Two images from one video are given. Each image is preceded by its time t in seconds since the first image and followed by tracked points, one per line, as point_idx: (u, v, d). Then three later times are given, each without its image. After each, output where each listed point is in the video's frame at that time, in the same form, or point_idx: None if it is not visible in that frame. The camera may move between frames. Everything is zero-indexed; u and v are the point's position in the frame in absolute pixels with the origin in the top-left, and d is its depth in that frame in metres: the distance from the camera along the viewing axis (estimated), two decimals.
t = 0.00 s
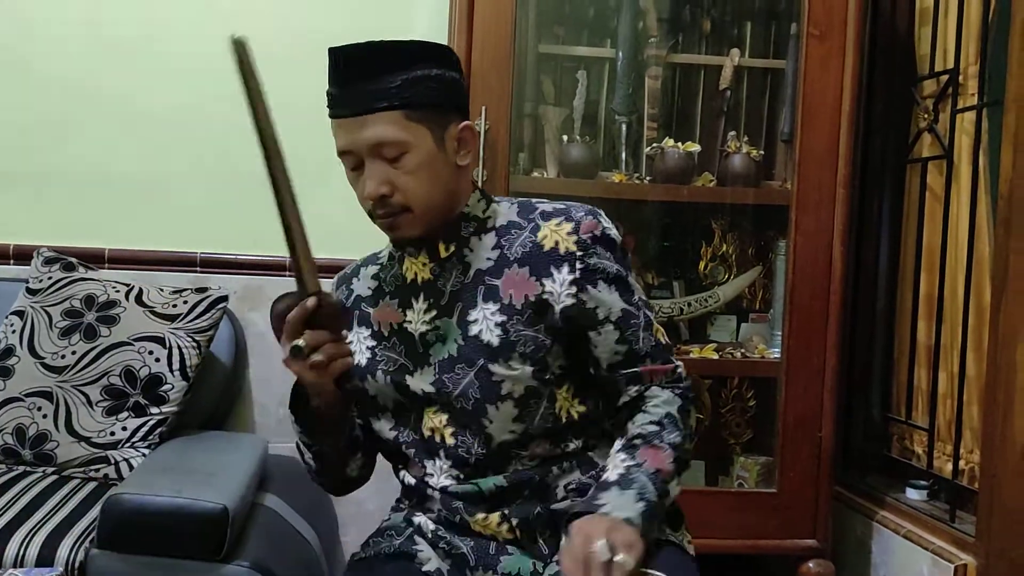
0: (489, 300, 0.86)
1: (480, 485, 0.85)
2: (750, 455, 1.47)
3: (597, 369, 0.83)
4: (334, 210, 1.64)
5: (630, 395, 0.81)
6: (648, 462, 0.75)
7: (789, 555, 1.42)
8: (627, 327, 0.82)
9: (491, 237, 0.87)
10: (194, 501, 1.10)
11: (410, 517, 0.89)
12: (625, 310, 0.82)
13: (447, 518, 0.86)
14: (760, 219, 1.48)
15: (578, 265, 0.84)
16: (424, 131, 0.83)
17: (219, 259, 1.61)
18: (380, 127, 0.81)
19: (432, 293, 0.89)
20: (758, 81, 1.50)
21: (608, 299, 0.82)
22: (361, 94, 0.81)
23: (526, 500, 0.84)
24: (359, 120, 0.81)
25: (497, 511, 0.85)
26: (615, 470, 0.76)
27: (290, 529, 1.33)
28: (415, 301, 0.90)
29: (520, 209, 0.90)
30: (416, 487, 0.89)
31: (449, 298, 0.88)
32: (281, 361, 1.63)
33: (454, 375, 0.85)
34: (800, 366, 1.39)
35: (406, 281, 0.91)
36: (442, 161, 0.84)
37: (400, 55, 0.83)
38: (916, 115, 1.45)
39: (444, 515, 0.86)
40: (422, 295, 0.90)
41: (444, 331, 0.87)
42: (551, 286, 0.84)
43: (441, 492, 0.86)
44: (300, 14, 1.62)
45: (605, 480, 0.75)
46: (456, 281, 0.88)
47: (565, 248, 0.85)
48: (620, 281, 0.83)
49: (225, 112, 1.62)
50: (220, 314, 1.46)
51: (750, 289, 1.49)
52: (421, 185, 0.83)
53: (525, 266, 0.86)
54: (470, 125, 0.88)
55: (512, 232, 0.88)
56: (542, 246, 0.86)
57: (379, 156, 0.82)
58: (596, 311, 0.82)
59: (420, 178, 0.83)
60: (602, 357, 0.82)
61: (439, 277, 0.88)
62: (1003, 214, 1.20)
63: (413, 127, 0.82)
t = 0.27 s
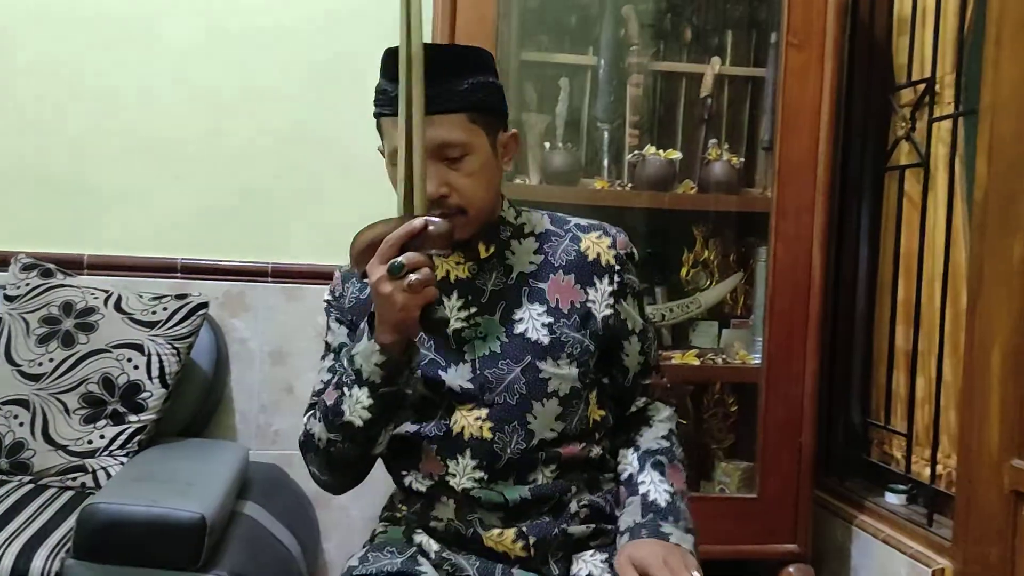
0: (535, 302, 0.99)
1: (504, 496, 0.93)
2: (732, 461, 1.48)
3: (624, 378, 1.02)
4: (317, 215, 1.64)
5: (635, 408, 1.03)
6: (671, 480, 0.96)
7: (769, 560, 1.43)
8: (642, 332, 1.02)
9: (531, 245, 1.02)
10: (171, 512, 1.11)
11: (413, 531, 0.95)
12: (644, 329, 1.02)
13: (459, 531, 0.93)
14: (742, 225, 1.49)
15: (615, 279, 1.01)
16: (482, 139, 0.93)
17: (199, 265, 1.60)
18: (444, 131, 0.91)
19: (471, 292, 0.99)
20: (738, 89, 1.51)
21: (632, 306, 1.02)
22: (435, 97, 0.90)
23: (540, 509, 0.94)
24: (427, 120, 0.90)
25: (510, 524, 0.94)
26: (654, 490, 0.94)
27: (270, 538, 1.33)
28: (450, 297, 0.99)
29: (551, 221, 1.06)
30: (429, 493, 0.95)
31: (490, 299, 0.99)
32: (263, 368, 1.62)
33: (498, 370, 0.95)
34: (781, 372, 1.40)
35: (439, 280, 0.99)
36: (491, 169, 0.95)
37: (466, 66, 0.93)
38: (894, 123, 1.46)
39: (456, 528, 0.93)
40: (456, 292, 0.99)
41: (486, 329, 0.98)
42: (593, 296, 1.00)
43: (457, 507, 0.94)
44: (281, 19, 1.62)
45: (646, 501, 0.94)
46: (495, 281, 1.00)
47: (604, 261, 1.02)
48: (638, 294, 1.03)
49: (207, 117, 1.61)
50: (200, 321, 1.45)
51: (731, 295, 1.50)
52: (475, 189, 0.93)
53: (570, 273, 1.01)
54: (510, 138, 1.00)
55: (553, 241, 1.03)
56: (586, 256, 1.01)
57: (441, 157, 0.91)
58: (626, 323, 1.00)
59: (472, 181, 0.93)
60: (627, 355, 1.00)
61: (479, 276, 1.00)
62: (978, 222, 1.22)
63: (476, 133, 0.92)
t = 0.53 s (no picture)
0: (577, 313, 0.99)
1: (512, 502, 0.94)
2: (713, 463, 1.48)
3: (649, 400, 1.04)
4: (298, 219, 1.64)
5: (658, 433, 1.05)
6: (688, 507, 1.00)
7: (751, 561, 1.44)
8: (673, 356, 1.04)
9: (578, 257, 1.02)
10: (149, 518, 1.10)
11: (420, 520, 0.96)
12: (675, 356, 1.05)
13: (461, 533, 0.94)
14: (724, 229, 1.50)
15: (654, 301, 1.03)
16: (556, 146, 0.93)
17: (179, 269, 1.59)
18: (520, 132, 0.91)
19: (512, 295, 0.98)
20: (718, 94, 1.52)
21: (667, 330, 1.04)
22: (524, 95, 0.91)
23: (548, 518, 0.95)
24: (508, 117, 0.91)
25: (514, 531, 0.95)
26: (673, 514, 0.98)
27: (250, 544, 1.33)
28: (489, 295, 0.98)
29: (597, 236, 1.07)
30: (438, 490, 0.97)
31: (531, 303, 0.99)
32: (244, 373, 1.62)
33: (533, 375, 0.95)
34: (760, 374, 1.41)
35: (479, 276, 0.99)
36: (559, 179, 0.95)
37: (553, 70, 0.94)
38: (873, 127, 1.48)
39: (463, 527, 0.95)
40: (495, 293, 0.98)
41: (524, 332, 0.98)
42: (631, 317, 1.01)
43: (463, 510, 0.96)
44: (263, 22, 1.61)
45: (667, 523, 0.97)
46: (539, 286, 0.99)
47: (645, 282, 1.03)
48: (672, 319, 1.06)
49: (187, 120, 1.60)
50: (180, 326, 1.44)
51: (713, 299, 1.50)
52: (539, 194, 0.93)
53: (613, 291, 1.02)
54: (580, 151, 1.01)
55: (599, 256, 1.03)
56: (629, 276, 1.03)
57: (514, 158, 0.91)
58: (660, 346, 1.03)
59: (539, 186, 0.93)
60: (655, 378, 1.03)
61: (523, 279, 0.99)
62: (954, 225, 1.24)
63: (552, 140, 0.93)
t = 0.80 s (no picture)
0: (603, 319, 0.98)
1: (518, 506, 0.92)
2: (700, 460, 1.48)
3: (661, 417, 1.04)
4: (284, 219, 1.63)
5: (665, 449, 1.04)
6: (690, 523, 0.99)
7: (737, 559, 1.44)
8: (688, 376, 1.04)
9: (606, 265, 1.01)
10: (134, 519, 1.10)
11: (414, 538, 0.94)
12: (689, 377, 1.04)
13: (461, 542, 0.94)
14: (710, 228, 1.50)
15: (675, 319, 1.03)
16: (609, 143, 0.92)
17: (164, 269, 1.58)
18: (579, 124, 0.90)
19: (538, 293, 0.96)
20: (703, 94, 1.53)
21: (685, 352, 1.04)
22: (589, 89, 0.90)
23: (553, 525, 0.94)
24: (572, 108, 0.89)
25: (515, 539, 0.94)
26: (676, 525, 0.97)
27: (236, 545, 1.32)
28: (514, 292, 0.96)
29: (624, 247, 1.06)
30: (441, 494, 0.94)
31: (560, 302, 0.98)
32: (229, 372, 1.61)
33: (556, 376, 0.94)
34: (746, 372, 1.41)
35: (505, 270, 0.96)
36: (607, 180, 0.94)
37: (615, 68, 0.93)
38: (857, 126, 1.49)
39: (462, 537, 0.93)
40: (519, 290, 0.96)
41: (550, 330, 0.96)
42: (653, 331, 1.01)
43: (464, 518, 0.94)
44: (249, 21, 1.61)
45: (668, 531, 0.97)
46: (568, 287, 0.99)
47: (669, 298, 1.02)
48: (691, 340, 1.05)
49: (172, 120, 1.60)
50: (165, 325, 1.44)
51: (699, 298, 1.49)
52: (587, 189, 0.91)
53: (638, 302, 1.01)
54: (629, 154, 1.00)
55: (626, 266, 1.02)
56: (653, 291, 1.02)
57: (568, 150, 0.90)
58: (677, 363, 1.02)
59: (589, 182, 0.91)
60: (669, 399, 1.03)
61: (552, 277, 0.99)
62: (938, 223, 1.24)
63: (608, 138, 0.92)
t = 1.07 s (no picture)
0: (603, 303, 1.02)
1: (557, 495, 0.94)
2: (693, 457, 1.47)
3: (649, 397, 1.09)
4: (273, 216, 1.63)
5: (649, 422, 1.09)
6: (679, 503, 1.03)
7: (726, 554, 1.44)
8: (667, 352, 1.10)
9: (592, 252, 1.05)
10: (122, 517, 1.09)
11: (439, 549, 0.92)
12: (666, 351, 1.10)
13: (502, 544, 0.93)
14: (699, 224, 1.50)
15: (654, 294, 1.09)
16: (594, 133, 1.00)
17: (152, 267, 1.58)
18: (570, 116, 0.97)
19: (544, 280, 0.99)
20: (691, 90, 1.53)
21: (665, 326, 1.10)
22: (576, 79, 0.97)
23: (583, 515, 0.97)
24: (561, 100, 0.96)
25: (550, 537, 0.95)
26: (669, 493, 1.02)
27: (226, 542, 1.32)
28: (521, 281, 0.98)
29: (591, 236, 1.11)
30: (475, 497, 0.93)
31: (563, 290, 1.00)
32: (218, 370, 1.61)
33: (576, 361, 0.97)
34: (735, 368, 1.42)
35: (509, 261, 0.99)
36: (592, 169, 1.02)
37: (595, 58, 1.00)
38: (845, 122, 1.49)
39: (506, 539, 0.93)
40: (527, 278, 0.98)
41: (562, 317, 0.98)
42: (641, 308, 1.06)
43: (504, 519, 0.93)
44: (237, 18, 1.61)
45: (665, 498, 1.02)
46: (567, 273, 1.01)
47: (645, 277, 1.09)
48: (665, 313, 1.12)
49: (160, 117, 1.59)
50: (153, 323, 1.43)
51: (687, 294, 1.50)
52: (577, 177, 0.99)
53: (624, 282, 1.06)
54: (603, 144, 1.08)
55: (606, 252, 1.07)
56: (634, 271, 1.08)
57: (561, 141, 0.97)
58: (659, 337, 1.09)
59: (579, 171, 0.99)
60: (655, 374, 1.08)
61: (551, 265, 1.01)
62: (925, 218, 1.25)
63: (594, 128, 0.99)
